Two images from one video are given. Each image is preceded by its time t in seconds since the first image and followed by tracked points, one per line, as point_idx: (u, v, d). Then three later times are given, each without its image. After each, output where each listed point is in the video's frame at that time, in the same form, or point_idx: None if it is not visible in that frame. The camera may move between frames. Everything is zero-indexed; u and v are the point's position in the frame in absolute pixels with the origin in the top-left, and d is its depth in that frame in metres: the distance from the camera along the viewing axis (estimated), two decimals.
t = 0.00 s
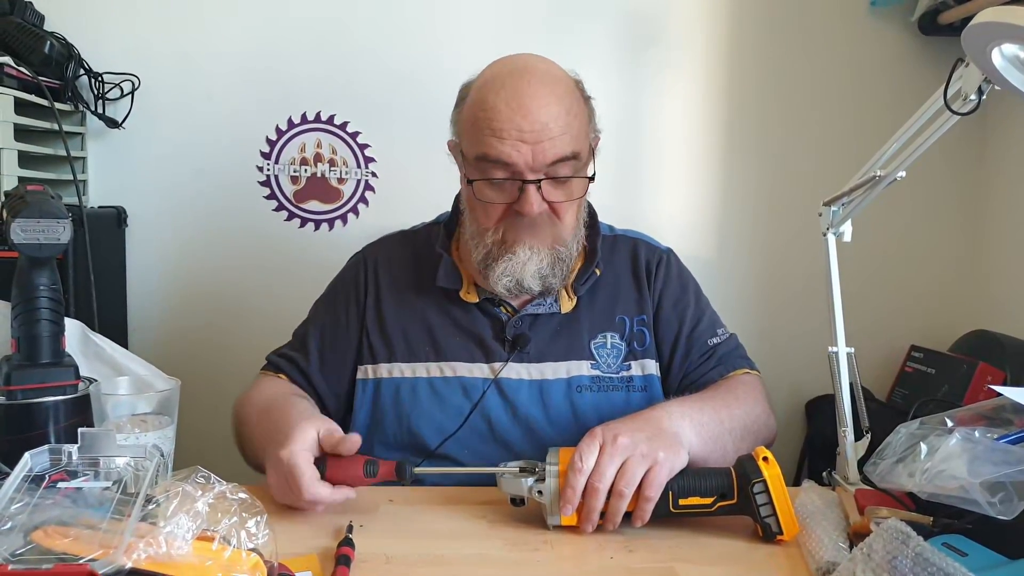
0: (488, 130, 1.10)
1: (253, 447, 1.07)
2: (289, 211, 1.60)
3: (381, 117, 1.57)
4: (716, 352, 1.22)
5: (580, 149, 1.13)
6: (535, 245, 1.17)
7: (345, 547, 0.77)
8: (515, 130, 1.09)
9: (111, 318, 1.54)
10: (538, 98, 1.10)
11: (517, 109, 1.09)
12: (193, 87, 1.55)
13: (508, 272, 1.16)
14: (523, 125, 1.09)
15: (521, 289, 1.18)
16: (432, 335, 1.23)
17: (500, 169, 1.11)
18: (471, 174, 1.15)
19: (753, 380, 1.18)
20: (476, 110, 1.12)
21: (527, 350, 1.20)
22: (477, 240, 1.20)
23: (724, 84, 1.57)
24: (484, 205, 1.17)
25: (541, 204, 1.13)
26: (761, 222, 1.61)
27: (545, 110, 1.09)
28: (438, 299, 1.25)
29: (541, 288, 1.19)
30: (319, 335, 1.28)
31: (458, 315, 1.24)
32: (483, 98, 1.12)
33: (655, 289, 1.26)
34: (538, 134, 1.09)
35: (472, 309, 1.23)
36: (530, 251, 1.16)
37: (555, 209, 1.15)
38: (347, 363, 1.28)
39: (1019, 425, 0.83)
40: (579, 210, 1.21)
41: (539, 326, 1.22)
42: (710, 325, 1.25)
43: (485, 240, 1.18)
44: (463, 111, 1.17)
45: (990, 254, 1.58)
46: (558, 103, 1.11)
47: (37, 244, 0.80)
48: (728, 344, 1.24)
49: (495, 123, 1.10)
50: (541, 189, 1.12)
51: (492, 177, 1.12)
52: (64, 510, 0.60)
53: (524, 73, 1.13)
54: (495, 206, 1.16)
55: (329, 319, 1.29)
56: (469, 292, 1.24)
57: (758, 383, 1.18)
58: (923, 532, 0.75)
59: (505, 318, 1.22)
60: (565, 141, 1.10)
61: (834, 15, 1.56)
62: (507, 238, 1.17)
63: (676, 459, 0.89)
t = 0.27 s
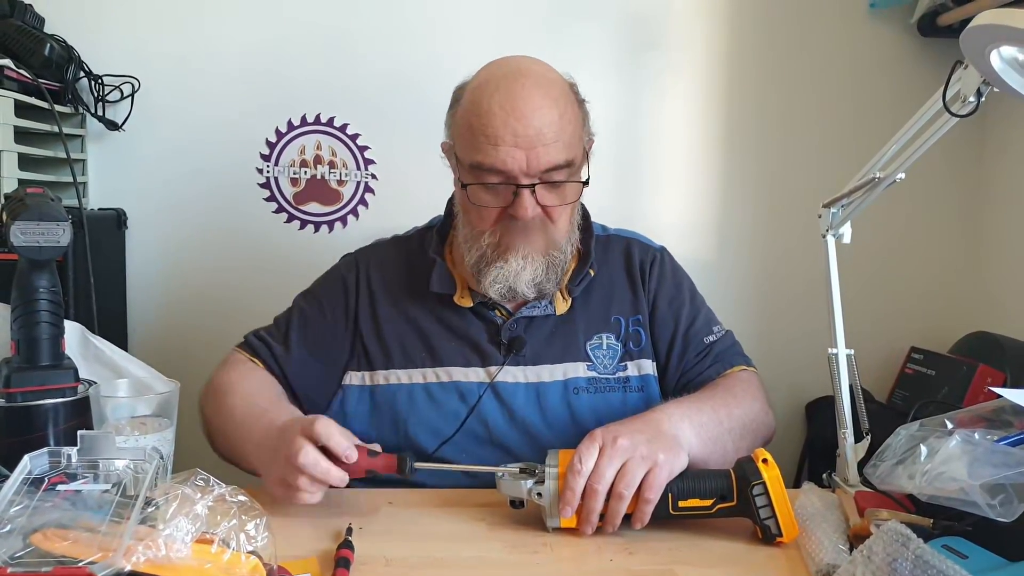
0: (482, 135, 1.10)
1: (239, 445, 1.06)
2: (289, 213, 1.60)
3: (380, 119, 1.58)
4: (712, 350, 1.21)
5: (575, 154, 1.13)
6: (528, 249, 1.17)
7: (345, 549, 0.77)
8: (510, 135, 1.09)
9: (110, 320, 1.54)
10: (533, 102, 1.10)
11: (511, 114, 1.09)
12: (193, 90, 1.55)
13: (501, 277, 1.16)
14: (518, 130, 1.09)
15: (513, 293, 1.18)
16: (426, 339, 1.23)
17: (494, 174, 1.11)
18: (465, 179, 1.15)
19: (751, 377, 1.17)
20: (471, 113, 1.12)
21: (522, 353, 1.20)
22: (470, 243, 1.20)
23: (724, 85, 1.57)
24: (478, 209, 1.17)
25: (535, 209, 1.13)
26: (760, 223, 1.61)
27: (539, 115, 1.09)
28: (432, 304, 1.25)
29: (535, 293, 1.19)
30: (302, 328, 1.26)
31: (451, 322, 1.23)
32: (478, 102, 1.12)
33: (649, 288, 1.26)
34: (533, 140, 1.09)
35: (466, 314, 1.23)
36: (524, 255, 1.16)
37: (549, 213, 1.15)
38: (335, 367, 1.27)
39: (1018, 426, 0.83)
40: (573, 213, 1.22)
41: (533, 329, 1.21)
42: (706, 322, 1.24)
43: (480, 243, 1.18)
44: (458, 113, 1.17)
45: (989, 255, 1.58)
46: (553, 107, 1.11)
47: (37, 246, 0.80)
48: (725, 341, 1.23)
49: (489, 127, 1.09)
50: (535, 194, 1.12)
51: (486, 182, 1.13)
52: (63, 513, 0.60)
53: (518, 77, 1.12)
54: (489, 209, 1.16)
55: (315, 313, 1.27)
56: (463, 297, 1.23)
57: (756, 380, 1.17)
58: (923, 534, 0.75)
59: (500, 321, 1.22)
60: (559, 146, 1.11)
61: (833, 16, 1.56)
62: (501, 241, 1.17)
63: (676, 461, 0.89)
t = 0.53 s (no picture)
0: (490, 130, 1.10)
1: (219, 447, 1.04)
2: (288, 217, 1.60)
3: (380, 122, 1.58)
4: (699, 336, 1.21)
5: (574, 158, 1.15)
6: (521, 247, 1.17)
7: (346, 554, 0.77)
8: (520, 132, 1.09)
9: (111, 324, 1.54)
10: (540, 103, 1.11)
11: (521, 113, 1.09)
12: (193, 94, 1.56)
13: (493, 275, 1.16)
14: (528, 128, 1.09)
15: (502, 290, 1.18)
16: (409, 341, 1.23)
17: (499, 169, 1.10)
18: (466, 171, 1.14)
19: (742, 359, 1.17)
20: (478, 108, 1.11)
21: (507, 355, 1.20)
22: (459, 239, 1.19)
23: (722, 87, 1.57)
24: (475, 203, 1.15)
25: (536, 208, 1.13)
26: (760, 225, 1.61)
27: (547, 116, 1.10)
28: (414, 307, 1.24)
29: (523, 292, 1.19)
30: (276, 316, 1.24)
31: (433, 326, 1.23)
32: (486, 97, 1.11)
33: (626, 281, 1.27)
34: (541, 139, 1.10)
35: (447, 318, 1.22)
36: (516, 253, 1.16)
37: (545, 213, 1.16)
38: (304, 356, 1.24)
39: (1019, 429, 0.83)
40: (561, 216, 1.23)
41: (516, 330, 1.22)
42: (690, 310, 1.25)
43: (472, 239, 1.18)
44: (458, 105, 1.16)
45: (989, 257, 1.58)
46: (559, 110, 1.12)
47: (37, 252, 0.80)
48: (710, 326, 1.22)
49: (498, 123, 1.09)
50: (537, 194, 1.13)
51: (488, 177, 1.12)
52: (64, 519, 0.60)
53: (527, 78, 1.13)
54: (487, 205, 1.15)
55: (292, 308, 1.26)
56: (444, 302, 1.22)
57: (747, 362, 1.17)
58: (924, 537, 0.75)
59: (481, 325, 1.21)
60: (563, 149, 1.12)
61: (832, 18, 1.57)
62: (495, 238, 1.17)
63: (675, 463, 0.89)
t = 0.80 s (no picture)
0: (475, 139, 1.10)
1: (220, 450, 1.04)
2: (289, 219, 1.60)
3: (381, 124, 1.58)
4: (695, 336, 1.21)
5: (563, 166, 1.14)
6: (509, 255, 1.17)
7: (346, 556, 0.77)
8: (506, 141, 1.09)
9: (111, 327, 1.54)
10: (527, 112, 1.11)
11: (507, 121, 1.09)
12: (193, 96, 1.56)
13: (479, 284, 1.17)
14: (513, 136, 1.09)
15: (491, 298, 1.18)
16: (404, 347, 1.23)
17: (485, 178, 1.11)
18: (452, 180, 1.14)
19: (740, 358, 1.17)
20: (465, 116, 1.11)
21: (498, 359, 1.20)
22: (447, 246, 1.20)
23: (722, 89, 1.57)
24: (462, 211, 1.16)
25: (522, 217, 1.13)
26: (759, 227, 1.61)
27: (534, 124, 1.10)
28: (407, 314, 1.24)
29: (511, 299, 1.20)
30: (270, 320, 1.23)
31: (426, 331, 1.23)
32: (472, 106, 1.12)
33: (619, 282, 1.27)
34: (527, 148, 1.09)
35: (438, 323, 1.23)
36: (504, 261, 1.17)
37: (533, 222, 1.16)
38: (298, 362, 1.25)
39: (1019, 430, 0.83)
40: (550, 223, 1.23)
41: (508, 334, 1.22)
42: (686, 309, 1.25)
43: (459, 247, 1.18)
44: (445, 113, 1.16)
45: (990, 259, 1.58)
46: (546, 118, 1.12)
47: (38, 254, 0.80)
48: (707, 325, 1.22)
49: (484, 132, 1.09)
50: (524, 203, 1.13)
51: (474, 186, 1.12)
52: (64, 521, 0.60)
53: (514, 86, 1.13)
54: (474, 213, 1.15)
55: (286, 310, 1.25)
56: (435, 307, 1.23)
57: (745, 360, 1.17)
58: (925, 538, 0.75)
59: (472, 330, 1.21)
60: (550, 158, 1.11)
61: (832, 20, 1.57)
62: (482, 246, 1.17)
63: (676, 465, 0.89)
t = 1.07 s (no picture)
0: (475, 138, 1.10)
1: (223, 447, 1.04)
2: (289, 216, 1.60)
3: (381, 121, 1.58)
4: (697, 336, 1.21)
5: (562, 164, 1.14)
6: (511, 254, 1.17)
7: (347, 552, 0.77)
8: (505, 138, 1.09)
9: (111, 323, 1.54)
10: (526, 109, 1.10)
11: (506, 119, 1.09)
12: (193, 93, 1.56)
13: (482, 283, 1.16)
14: (512, 134, 1.09)
15: (494, 298, 1.18)
16: (405, 347, 1.23)
17: (484, 176, 1.11)
18: (452, 179, 1.14)
19: (741, 358, 1.18)
20: (464, 114, 1.11)
21: (500, 357, 1.20)
22: (450, 246, 1.20)
23: (723, 87, 1.57)
24: (463, 211, 1.16)
25: (523, 215, 1.13)
26: (760, 225, 1.61)
27: (533, 121, 1.10)
28: (409, 312, 1.24)
29: (515, 299, 1.19)
30: (274, 319, 1.24)
31: (428, 330, 1.23)
32: (470, 104, 1.11)
33: (622, 281, 1.27)
34: (526, 145, 1.09)
35: (439, 320, 1.22)
36: (506, 260, 1.16)
37: (533, 220, 1.16)
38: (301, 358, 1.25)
39: (1020, 428, 0.83)
40: (552, 221, 1.23)
41: (510, 333, 1.22)
42: (689, 309, 1.25)
43: (461, 247, 1.18)
44: (444, 112, 1.16)
45: (990, 257, 1.58)
46: (545, 115, 1.12)
47: (38, 250, 0.80)
48: (709, 325, 1.23)
49: (483, 130, 1.09)
50: (524, 201, 1.13)
51: (474, 185, 1.12)
52: (65, 516, 0.60)
53: (512, 83, 1.13)
54: (475, 213, 1.15)
55: (288, 309, 1.25)
56: (437, 305, 1.23)
57: (746, 360, 1.18)
58: (925, 535, 0.75)
59: (475, 327, 1.22)
60: (549, 155, 1.11)
61: (833, 18, 1.57)
62: (484, 245, 1.17)
63: (675, 461, 0.89)
